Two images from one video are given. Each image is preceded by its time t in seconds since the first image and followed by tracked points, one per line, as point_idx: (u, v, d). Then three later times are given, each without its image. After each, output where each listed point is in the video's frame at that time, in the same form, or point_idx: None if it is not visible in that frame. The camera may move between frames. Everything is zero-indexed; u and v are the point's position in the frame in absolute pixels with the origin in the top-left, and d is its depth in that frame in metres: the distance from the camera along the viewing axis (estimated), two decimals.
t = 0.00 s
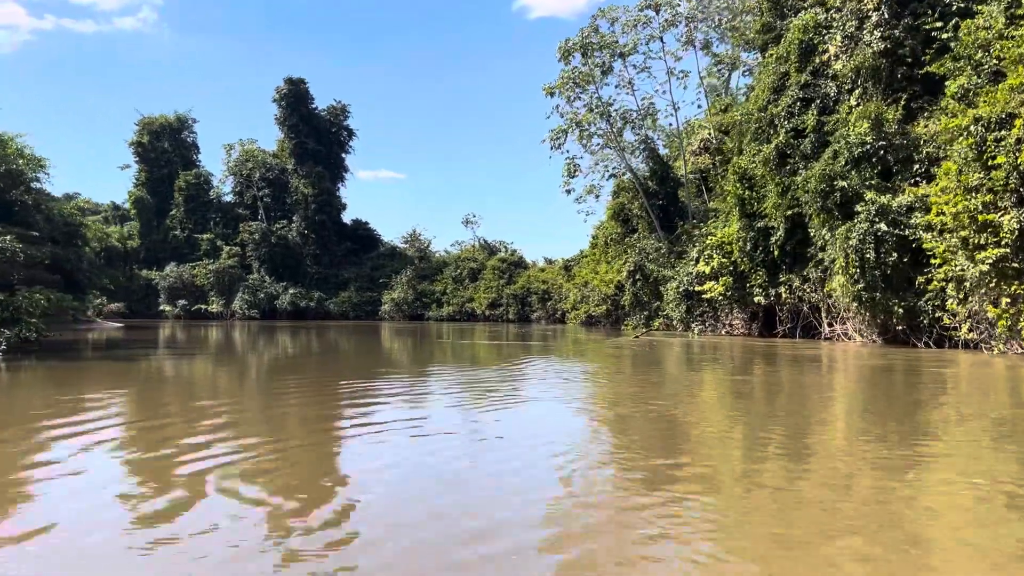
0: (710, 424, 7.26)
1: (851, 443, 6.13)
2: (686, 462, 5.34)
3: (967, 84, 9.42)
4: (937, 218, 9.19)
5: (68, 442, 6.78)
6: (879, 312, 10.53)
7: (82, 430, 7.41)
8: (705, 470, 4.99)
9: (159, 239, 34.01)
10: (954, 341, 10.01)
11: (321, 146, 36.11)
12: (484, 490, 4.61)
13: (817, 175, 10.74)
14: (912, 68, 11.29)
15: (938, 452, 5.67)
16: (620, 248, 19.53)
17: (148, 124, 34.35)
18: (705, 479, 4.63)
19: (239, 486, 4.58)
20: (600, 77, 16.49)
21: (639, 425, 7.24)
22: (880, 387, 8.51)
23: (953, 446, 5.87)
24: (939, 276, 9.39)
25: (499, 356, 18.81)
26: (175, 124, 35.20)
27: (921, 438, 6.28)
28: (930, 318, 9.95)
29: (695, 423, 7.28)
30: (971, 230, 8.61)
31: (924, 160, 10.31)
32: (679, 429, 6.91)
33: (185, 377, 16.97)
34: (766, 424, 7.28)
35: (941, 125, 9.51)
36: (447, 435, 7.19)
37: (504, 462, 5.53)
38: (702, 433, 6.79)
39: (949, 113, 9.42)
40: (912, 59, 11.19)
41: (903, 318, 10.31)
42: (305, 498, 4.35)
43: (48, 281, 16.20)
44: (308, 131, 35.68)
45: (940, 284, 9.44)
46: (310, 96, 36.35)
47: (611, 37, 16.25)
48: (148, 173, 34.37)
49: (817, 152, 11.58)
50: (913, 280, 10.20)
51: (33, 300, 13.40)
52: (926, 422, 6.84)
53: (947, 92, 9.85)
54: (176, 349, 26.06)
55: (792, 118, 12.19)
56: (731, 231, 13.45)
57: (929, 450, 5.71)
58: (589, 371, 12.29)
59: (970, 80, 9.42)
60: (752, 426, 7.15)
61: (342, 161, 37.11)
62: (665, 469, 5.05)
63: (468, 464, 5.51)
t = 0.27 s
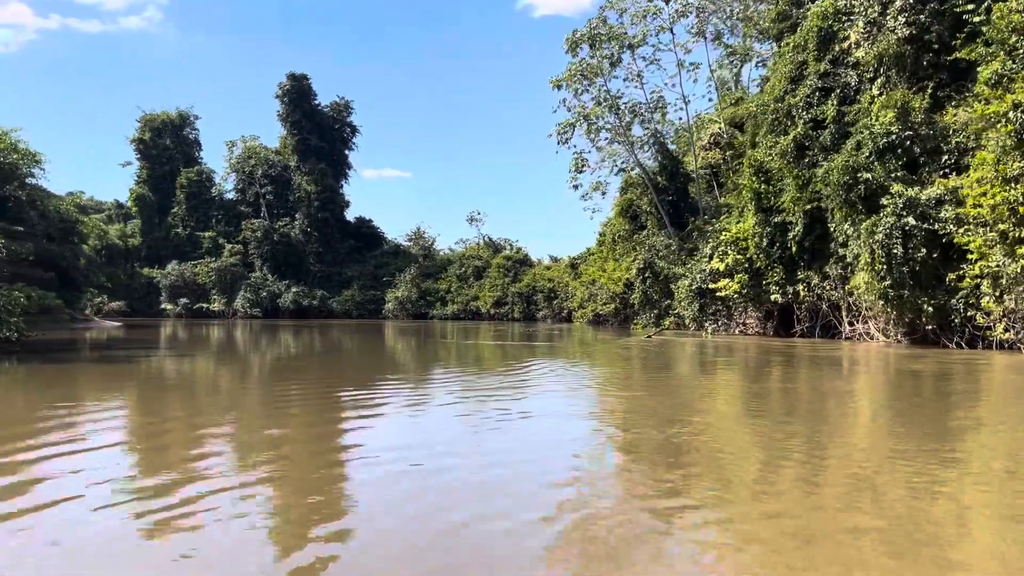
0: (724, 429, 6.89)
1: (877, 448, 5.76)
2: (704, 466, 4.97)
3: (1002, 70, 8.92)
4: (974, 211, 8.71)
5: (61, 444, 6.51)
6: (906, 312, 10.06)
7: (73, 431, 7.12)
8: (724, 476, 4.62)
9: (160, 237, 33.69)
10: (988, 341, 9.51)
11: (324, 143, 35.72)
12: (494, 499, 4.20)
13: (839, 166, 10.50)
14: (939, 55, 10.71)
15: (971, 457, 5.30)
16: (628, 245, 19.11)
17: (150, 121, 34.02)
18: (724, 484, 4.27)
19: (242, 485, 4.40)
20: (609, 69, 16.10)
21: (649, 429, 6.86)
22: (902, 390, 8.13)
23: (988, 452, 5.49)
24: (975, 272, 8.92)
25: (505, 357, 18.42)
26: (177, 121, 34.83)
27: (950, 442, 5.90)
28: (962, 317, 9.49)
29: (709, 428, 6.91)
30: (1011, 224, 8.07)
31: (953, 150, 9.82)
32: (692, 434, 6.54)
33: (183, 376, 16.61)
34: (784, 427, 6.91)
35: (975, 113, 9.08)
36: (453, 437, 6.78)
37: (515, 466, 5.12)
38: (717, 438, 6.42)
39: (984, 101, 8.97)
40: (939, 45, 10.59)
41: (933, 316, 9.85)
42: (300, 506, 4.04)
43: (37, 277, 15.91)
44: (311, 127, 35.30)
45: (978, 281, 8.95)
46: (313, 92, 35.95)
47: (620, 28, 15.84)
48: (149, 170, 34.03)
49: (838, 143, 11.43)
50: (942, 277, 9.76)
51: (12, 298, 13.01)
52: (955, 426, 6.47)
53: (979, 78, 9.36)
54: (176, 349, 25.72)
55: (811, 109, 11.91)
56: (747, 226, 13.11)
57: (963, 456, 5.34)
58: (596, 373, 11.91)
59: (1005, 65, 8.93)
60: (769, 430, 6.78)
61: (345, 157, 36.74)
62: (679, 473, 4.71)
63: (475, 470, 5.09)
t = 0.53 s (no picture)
0: (737, 433, 6.55)
1: (905, 455, 5.38)
2: (720, 471, 4.60)
3: None
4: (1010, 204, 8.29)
5: (56, 447, 6.34)
6: (932, 310, 9.64)
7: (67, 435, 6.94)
8: (743, 480, 4.25)
9: (161, 235, 33.40)
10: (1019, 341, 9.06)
11: (326, 140, 35.36)
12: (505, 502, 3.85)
13: (861, 158, 10.13)
14: (963, 43, 10.45)
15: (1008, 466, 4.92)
16: (635, 244, 18.74)
17: (151, 118, 33.72)
18: (744, 490, 3.92)
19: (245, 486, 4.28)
20: (616, 63, 15.75)
21: (658, 432, 6.52)
22: (924, 393, 7.76)
23: None
24: (1009, 267, 8.49)
25: (509, 357, 18.09)
26: (177, 118, 34.53)
27: (981, 449, 5.54)
28: (991, 316, 9.02)
29: (720, 432, 6.58)
30: None
31: (981, 141, 9.46)
32: (703, 438, 6.20)
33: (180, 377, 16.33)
34: (799, 431, 6.57)
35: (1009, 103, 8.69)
36: (458, 438, 6.44)
37: (526, 470, 4.73)
38: (730, 442, 6.08)
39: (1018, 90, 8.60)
40: (963, 34, 10.35)
41: (962, 316, 9.42)
42: (298, 511, 3.78)
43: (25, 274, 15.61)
44: (313, 124, 34.93)
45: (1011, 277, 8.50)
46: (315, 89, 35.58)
47: (627, 20, 15.49)
48: (150, 168, 33.74)
49: (856, 136, 10.95)
50: (970, 274, 9.35)
51: None
52: (984, 432, 6.09)
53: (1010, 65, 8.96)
54: (176, 348, 25.44)
55: (827, 100, 11.51)
56: (761, 222, 12.79)
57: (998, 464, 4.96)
58: (600, 375, 11.59)
59: None
60: (784, 434, 6.44)
61: (348, 155, 36.37)
62: (693, 472, 4.39)
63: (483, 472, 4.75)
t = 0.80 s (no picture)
0: (756, 441, 6.15)
1: (946, 467, 4.97)
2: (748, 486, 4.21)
3: None
4: None
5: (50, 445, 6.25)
6: (967, 310, 9.20)
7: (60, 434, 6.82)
8: (777, 499, 3.84)
9: (161, 233, 33.01)
10: None
11: (327, 137, 34.90)
12: (528, 518, 3.47)
13: (888, 147, 9.60)
14: (994, 27, 9.96)
15: None
16: (644, 242, 18.30)
17: (150, 115, 33.30)
18: (783, 513, 3.51)
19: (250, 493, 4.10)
20: (624, 55, 15.28)
21: (673, 440, 6.13)
22: (957, 400, 7.33)
23: None
24: None
25: (514, 359, 17.66)
26: (177, 115, 34.11)
27: None
28: None
29: (738, 440, 6.18)
30: None
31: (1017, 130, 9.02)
32: (722, 446, 5.81)
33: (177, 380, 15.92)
34: (822, 440, 6.17)
35: None
36: (468, 444, 6.04)
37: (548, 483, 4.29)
38: (750, 451, 5.69)
39: None
40: (996, 18, 9.87)
41: (999, 316, 8.98)
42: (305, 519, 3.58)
43: None
44: (314, 121, 34.48)
45: None
46: (316, 85, 35.12)
47: (636, 10, 15.01)
48: (150, 166, 33.31)
49: (879, 126, 10.53)
50: (1008, 272, 8.90)
51: None
52: None
53: None
54: (176, 349, 25.05)
55: (850, 89, 11.08)
56: (778, 217, 12.30)
57: None
58: (606, 380, 11.19)
59: None
60: (806, 442, 6.05)
61: (350, 152, 35.93)
62: (714, 490, 4.01)
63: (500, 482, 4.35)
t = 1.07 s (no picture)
0: (771, 447, 5.81)
1: (979, 476, 4.65)
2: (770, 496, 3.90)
3: None
4: None
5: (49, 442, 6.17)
6: (995, 309, 8.85)
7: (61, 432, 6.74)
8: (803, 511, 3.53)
9: (161, 232, 32.71)
10: None
11: (328, 135, 34.57)
12: (547, 541, 3.15)
13: (912, 138, 9.26)
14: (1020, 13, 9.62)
15: None
16: (651, 240, 17.96)
17: (150, 113, 33.00)
18: (812, 529, 3.20)
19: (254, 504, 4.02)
20: (629, 48, 14.94)
21: (682, 446, 5.78)
22: (981, 404, 7.00)
23: None
24: None
25: (517, 361, 17.32)
26: (177, 113, 33.79)
27: None
28: None
29: (752, 446, 5.84)
30: None
31: None
32: (735, 452, 5.47)
33: (173, 381, 15.61)
34: (842, 446, 5.82)
35: None
36: (476, 450, 5.72)
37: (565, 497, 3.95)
38: (766, 458, 5.35)
39: None
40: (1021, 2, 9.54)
41: None
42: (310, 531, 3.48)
43: None
44: (315, 119, 34.15)
45: None
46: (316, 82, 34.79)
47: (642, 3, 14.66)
48: (149, 164, 32.99)
49: (899, 118, 10.31)
50: None
51: None
52: None
53: None
54: (175, 349, 24.74)
55: (867, 80, 10.77)
56: (792, 213, 11.94)
57: None
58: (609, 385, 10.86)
59: None
60: (825, 448, 5.71)
61: (350, 150, 35.59)
62: (730, 501, 3.68)
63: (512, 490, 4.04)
